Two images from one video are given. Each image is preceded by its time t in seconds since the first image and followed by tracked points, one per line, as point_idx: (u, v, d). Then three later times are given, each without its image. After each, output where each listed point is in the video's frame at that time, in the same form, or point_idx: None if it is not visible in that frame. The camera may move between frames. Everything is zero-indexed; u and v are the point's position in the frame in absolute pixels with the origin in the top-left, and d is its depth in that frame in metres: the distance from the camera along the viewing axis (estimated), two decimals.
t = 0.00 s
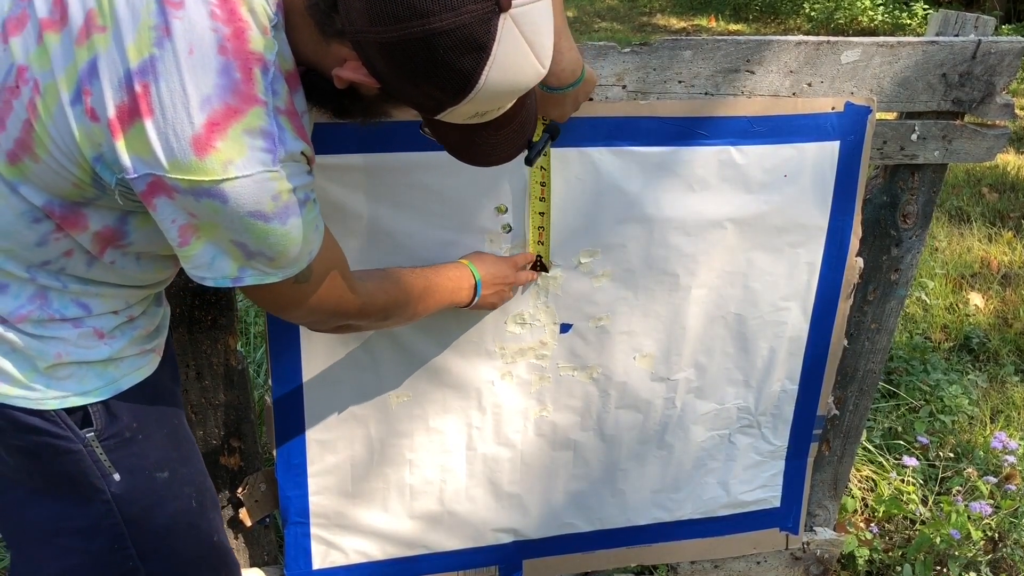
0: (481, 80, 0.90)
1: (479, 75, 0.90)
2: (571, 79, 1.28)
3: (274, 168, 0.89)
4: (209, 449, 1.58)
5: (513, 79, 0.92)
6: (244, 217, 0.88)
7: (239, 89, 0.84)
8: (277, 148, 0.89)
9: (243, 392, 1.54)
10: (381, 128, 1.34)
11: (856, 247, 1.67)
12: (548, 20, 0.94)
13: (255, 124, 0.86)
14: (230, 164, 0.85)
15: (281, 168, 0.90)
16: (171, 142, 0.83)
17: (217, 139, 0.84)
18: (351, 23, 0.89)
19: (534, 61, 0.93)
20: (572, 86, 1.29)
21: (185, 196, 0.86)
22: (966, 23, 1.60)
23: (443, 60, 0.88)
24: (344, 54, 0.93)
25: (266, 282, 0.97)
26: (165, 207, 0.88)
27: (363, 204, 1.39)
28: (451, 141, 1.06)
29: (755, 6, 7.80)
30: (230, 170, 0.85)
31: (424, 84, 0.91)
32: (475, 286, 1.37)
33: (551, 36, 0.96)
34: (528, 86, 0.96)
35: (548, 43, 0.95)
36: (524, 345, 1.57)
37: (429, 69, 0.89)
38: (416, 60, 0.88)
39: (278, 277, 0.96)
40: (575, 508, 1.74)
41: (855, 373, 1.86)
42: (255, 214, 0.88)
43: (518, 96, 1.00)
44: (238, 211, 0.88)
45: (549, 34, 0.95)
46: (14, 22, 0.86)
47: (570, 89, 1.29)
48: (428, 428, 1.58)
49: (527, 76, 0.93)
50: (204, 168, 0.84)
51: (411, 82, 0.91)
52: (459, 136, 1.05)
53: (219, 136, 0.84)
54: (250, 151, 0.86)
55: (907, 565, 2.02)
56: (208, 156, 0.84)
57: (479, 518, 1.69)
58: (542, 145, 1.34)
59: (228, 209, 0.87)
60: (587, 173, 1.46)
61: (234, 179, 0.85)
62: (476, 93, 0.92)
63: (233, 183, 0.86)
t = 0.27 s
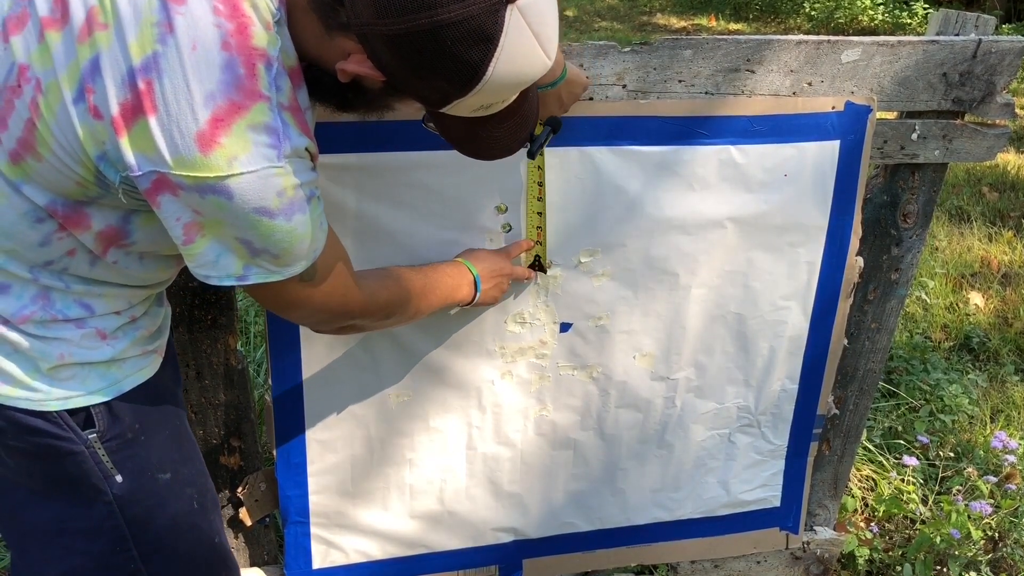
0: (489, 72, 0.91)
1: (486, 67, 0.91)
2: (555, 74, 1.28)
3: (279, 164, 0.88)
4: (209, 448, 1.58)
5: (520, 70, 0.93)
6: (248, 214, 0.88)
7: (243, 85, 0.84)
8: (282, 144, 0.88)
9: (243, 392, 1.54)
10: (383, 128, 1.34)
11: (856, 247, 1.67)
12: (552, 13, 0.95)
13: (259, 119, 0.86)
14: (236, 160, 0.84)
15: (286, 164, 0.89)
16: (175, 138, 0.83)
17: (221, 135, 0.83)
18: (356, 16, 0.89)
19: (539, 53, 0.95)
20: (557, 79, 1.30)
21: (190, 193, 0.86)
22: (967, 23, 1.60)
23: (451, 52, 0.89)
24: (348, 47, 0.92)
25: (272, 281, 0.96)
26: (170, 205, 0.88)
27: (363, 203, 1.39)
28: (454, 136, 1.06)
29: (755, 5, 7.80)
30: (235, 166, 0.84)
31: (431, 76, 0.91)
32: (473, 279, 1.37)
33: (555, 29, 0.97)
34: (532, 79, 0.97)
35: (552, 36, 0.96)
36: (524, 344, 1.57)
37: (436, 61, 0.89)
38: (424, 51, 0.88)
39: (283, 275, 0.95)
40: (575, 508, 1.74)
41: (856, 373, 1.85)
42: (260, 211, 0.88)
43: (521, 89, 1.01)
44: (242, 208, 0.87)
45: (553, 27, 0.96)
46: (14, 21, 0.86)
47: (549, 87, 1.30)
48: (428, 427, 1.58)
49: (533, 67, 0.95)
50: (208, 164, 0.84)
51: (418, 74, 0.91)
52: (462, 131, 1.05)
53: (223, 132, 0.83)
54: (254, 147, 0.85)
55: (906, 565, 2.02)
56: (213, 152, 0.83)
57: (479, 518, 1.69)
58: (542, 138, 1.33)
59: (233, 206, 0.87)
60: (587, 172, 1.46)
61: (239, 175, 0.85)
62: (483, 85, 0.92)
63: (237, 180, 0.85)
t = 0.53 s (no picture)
0: (489, 69, 0.91)
1: (487, 65, 0.91)
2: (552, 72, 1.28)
3: (279, 163, 0.88)
4: (209, 448, 1.58)
5: (520, 68, 0.94)
6: (249, 213, 0.88)
7: (243, 84, 0.84)
8: (282, 143, 0.88)
9: (243, 391, 1.54)
10: (383, 127, 1.35)
11: (856, 246, 1.67)
12: (553, 11, 0.96)
13: (260, 119, 0.86)
14: (236, 160, 0.84)
15: (286, 163, 0.89)
16: (175, 137, 0.83)
17: (222, 134, 0.83)
18: (357, 15, 0.89)
19: (540, 51, 0.95)
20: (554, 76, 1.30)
21: (191, 193, 0.86)
22: (967, 23, 1.61)
23: (452, 50, 0.89)
24: (348, 45, 0.92)
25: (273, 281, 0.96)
26: (171, 205, 0.88)
27: (363, 203, 1.39)
28: (454, 134, 1.06)
29: (755, 5, 7.79)
30: (235, 165, 0.84)
31: (431, 74, 0.91)
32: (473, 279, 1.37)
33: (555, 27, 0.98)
34: (533, 76, 0.97)
35: (552, 34, 0.97)
36: (524, 344, 1.57)
37: (437, 59, 0.90)
38: (425, 49, 0.89)
39: (284, 275, 0.95)
40: (575, 507, 1.74)
41: (855, 372, 1.86)
42: (261, 210, 0.88)
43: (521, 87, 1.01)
44: (243, 207, 0.87)
45: (554, 25, 0.96)
46: (13, 21, 0.86)
47: (544, 87, 1.30)
48: (428, 427, 1.59)
49: (534, 65, 0.95)
50: (209, 164, 0.84)
51: (419, 72, 0.91)
52: (463, 129, 1.05)
53: (223, 131, 0.83)
54: (255, 146, 0.85)
55: (906, 565, 2.02)
56: (214, 151, 0.83)
57: (479, 518, 1.69)
58: (542, 134, 1.36)
59: (234, 205, 0.87)
60: (587, 172, 1.46)
61: (239, 174, 0.85)
62: (484, 83, 0.93)
63: (238, 179, 0.85)
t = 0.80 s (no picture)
0: (489, 75, 0.91)
1: (486, 70, 0.91)
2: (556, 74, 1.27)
3: (278, 165, 0.88)
4: (208, 448, 1.58)
5: (519, 73, 0.94)
6: (247, 215, 0.88)
7: (242, 86, 0.84)
8: (280, 145, 0.88)
9: (243, 392, 1.54)
10: (382, 128, 1.35)
11: (856, 246, 1.67)
12: (551, 16, 0.96)
13: (259, 121, 0.86)
14: (235, 161, 0.84)
15: (285, 165, 0.89)
16: (174, 138, 0.83)
17: (221, 136, 0.83)
18: (356, 19, 0.89)
19: (539, 56, 0.95)
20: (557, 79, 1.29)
21: (189, 194, 0.86)
22: (967, 22, 1.61)
23: (451, 56, 0.89)
24: (347, 50, 0.92)
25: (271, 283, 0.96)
26: (169, 206, 0.88)
27: (362, 203, 1.39)
28: (453, 137, 1.07)
29: (755, 5, 7.79)
30: (234, 167, 0.84)
31: (431, 79, 0.91)
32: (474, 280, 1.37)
33: (553, 31, 0.98)
34: (532, 81, 0.97)
35: (550, 38, 0.97)
36: (524, 344, 1.57)
37: (436, 65, 0.89)
38: (425, 54, 0.88)
39: (282, 276, 0.95)
40: (574, 507, 1.74)
41: (855, 372, 1.86)
42: (259, 212, 0.88)
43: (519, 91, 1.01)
44: (242, 209, 0.87)
45: (552, 30, 0.97)
46: (13, 22, 0.87)
47: (547, 87, 1.30)
48: (428, 427, 1.59)
49: (532, 70, 0.95)
50: (207, 165, 0.84)
51: (418, 77, 0.91)
52: (462, 133, 1.06)
53: (222, 133, 0.83)
54: (253, 148, 0.85)
55: (906, 565, 2.02)
56: (212, 153, 0.83)
57: (479, 518, 1.69)
58: (540, 139, 1.36)
59: (232, 207, 0.87)
60: (587, 173, 1.46)
61: (238, 176, 0.85)
62: (484, 88, 0.93)
63: (237, 181, 0.85)
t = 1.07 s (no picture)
0: (491, 76, 0.92)
1: (489, 71, 0.91)
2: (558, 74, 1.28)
3: (280, 163, 0.88)
4: (208, 448, 1.58)
5: (521, 74, 0.94)
6: (249, 213, 0.88)
7: (245, 84, 0.84)
8: (282, 143, 0.88)
9: (243, 392, 1.54)
10: (382, 128, 1.35)
11: (855, 246, 1.67)
12: (553, 16, 0.96)
13: (261, 119, 0.86)
14: (237, 159, 0.84)
15: (286, 163, 0.89)
16: (176, 136, 0.83)
17: (223, 134, 0.83)
18: (359, 20, 0.89)
19: (541, 56, 0.95)
20: (558, 79, 1.29)
21: (191, 192, 0.86)
22: (965, 23, 1.61)
23: (454, 56, 0.89)
24: (350, 50, 0.93)
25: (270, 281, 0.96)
26: (171, 203, 0.88)
27: (362, 204, 1.39)
28: (455, 136, 1.07)
29: (755, 5, 7.80)
30: (236, 165, 0.84)
31: (433, 80, 0.92)
32: (476, 282, 1.37)
33: (555, 32, 0.98)
34: (534, 82, 0.98)
35: (552, 38, 0.97)
36: (523, 344, 1.57)
37: (439, 65, 0.90)
38: (428, 56, 0.89)
39: (282, 274, 0.95)
40: (574, 507, 1.75)
41: (854, 372, 1.86)
42: (261, 210, 0.88)
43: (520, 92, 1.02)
44: (243, 207, 0.87)
45: (554, 30, 0.97)
46: (15, 21, 0.87)
47: (549, 87, 1.30)
48: (428, 427, 1.59)
49: (535, 70, 0.95)
50: (210, 163, 0.84)
51: (420, 78, 0.91)
52: (463, 133, 1.06)
53: (225, 131, 0.83)
54: (256, 147, 0.85)
55: (906, 564, 2.02)
56: (214, 151, 0.83)
57: (478, 518, 1.69)
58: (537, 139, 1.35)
59: (234, 205, 0.87)
60: (586, 173, 1.46)
61: (241, 174, 0.85)
62: (486, 88, 0.93)
63: (239, 179, 0.85)
